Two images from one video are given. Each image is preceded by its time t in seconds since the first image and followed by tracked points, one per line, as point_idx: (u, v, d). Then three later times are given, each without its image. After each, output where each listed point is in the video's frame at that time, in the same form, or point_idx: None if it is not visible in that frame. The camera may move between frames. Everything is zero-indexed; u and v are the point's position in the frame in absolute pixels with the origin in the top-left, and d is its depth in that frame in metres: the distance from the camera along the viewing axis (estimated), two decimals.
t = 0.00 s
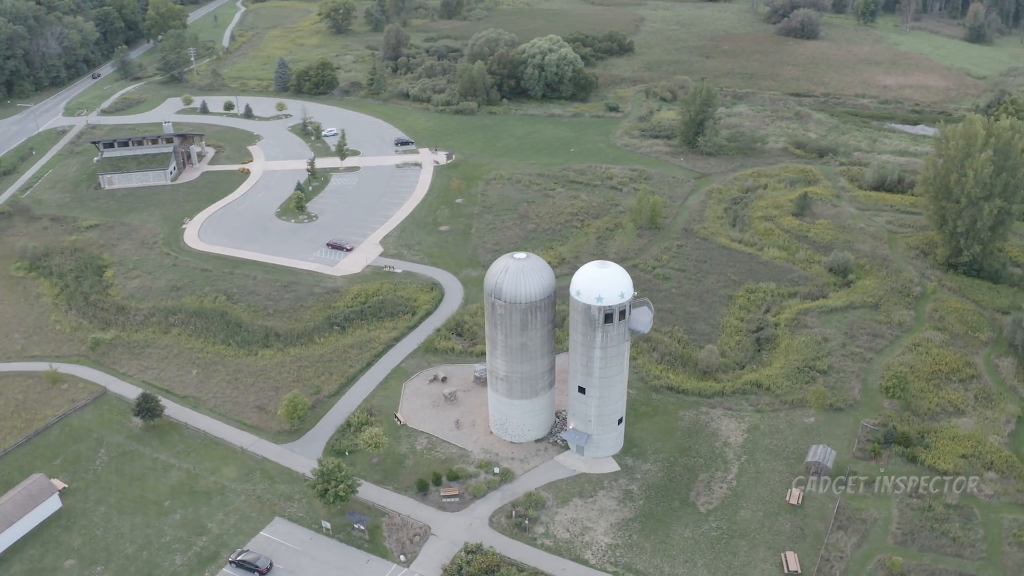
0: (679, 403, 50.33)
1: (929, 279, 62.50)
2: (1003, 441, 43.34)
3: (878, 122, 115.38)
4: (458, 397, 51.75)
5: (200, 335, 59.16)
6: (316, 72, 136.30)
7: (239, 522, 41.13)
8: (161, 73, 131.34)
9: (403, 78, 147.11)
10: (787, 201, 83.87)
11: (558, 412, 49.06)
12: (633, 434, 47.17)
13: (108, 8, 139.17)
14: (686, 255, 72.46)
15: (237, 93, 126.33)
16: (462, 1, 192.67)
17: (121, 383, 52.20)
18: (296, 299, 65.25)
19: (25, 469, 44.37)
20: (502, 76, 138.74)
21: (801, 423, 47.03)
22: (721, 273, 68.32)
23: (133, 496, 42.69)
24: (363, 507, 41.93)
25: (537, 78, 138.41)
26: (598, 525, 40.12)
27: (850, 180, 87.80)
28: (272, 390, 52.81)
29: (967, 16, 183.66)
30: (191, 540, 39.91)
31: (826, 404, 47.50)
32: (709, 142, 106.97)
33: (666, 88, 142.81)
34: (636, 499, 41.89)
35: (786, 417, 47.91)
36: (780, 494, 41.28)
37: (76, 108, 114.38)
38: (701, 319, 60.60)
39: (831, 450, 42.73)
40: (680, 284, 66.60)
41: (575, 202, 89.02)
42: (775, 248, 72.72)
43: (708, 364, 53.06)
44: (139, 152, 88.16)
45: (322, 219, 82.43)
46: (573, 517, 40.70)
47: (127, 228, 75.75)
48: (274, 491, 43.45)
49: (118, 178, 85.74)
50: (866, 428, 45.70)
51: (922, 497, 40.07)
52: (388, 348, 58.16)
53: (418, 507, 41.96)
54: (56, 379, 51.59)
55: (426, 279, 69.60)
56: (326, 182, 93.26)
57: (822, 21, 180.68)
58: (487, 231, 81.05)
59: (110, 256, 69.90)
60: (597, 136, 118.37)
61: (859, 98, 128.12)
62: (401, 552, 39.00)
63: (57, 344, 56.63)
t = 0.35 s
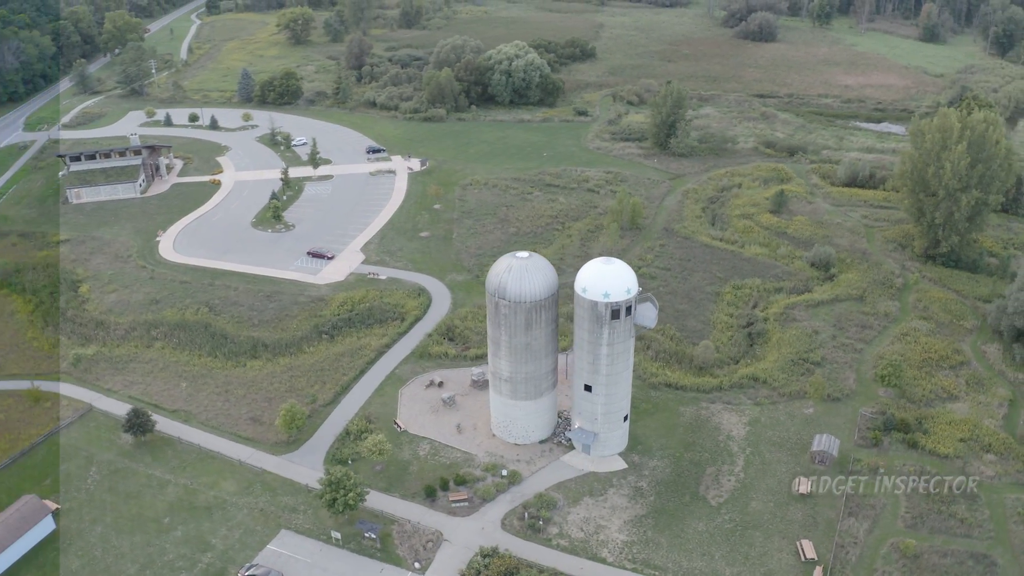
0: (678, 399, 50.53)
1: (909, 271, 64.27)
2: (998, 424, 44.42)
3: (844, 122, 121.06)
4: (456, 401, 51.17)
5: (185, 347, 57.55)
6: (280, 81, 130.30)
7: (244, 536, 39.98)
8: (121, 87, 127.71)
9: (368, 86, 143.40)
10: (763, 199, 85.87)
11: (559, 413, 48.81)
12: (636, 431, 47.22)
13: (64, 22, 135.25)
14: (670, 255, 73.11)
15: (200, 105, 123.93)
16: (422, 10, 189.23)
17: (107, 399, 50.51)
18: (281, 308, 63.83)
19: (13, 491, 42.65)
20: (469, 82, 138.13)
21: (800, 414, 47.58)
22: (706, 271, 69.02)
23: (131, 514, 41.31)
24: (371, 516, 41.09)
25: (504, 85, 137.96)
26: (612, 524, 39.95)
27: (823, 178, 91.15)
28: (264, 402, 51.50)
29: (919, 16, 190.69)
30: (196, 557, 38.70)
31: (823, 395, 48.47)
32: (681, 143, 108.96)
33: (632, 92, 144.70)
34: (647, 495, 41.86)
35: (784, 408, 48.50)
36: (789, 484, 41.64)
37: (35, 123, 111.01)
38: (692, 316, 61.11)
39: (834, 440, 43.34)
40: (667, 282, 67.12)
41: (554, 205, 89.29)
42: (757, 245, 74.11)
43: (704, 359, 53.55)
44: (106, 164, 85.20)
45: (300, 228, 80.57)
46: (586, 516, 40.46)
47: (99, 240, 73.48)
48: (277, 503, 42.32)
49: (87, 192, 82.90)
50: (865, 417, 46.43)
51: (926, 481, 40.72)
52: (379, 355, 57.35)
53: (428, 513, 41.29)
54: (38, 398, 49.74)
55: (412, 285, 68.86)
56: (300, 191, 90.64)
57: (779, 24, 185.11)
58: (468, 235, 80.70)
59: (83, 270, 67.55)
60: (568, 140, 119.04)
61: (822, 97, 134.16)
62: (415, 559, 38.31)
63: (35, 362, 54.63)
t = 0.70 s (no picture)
0: (677, 396, 50.71)
1: (890, 265, 65.87)
2: (992, 409, 45.46)
3: (811, 122, 126.45)
4: (456, 406, 50.60)
5: (172, 359, 55.98)
6: (247, 92, 123.56)
7: (251, 550, 38.95)
8: (84, 99, 124.07)
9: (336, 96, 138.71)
10: (740, 199, 87.61)
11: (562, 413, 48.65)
12: (640, 429, 47.23)
13: (20, 35, 130.79)
14: (655, 255, 73.63)
15: (163, 117, 121.29)
16: (383, 20, 185.52)
17: (95, 415, 48.92)
18: (267, 318, 62.46)
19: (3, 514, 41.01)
20: (439, 89, 137.22)
21: (800, 407, 48.11)
22: (692, 270, 69.62)
23: (130, 532, 40.04)
24: (381, 524, 40.35)
25: (474, 91, 137.27)
26: (625, 521, 39.83)
27: (797, 177, 93.89)
28: (259, 413, 50.24)
29: (875, 18, 196.37)
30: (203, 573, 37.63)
31: (821, 387, 49.37)
32: (656, 145, 110.44)
33: (601, 96, 145.64)
34: (657, 492, 41.86)
35: (783, 402, 49.03)
36: (796, 476, 42.00)
37: None
38: (683, 314, 61.50)
39: (837, 430, 43.88)
40: (655, 282, 67.53)
41: (534, 209, 89.41)
42: (739, 243, 75.42)
43: (700, 356, 53.97)
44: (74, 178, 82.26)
45: (280, 237, 78.57)
46: (599, 515, 40.28)
47: (74, 255, 71.26)
48: (282, 515, 41.31)
49: (56, 207, 80.26)
50: (863, 407, 47.14)
51: (929, 467, 41.38)
52: (373, 361, 56.53)
53: (439, 519, 40.66)
54: (22, 417, 48.01)
55: (399, 291, 68.10)
56: (276, 202, 88.05)
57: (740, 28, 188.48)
58: (451, 240, 80.30)
59: (58, 286, 65.25)
60: (542, 145, 119.52)
61: (789, 98, 139.77)
62: (430, 566, 37.67)
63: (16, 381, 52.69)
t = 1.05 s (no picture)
0: (677, 392, 50.95)
1: (870, 259, 67.67)
2: (985, 394, 46.62)
3: (778, 122, 131.25)
4: (456, 410, 50.11)
5: (159, 372, 54.40)
6: (211, 101, 119.91)
7: (260, 564, 37.97)
8: (44, 112, 120.86)
9: (302, 105, 133.68)
10: (717, 199, 89.55)
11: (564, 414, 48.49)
12: (643, 427, 47.29)
13: None
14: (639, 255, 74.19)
15: (127, 130, 118.08)
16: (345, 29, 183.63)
17: (83, 432, 47.36)
18: (253, 328, 61.09)
19: None
20: (408, 97, 135.76)
21: (799, 399, 48.79)
22: (678, 268, 70.25)
23: (132, 550, 38.77)
24: (392, 530, 39.62)
25: (442, 98, 136.38)
26: (638, 518, 39.79)
27: (770, 175, 97.18)
28: (255, 425, 49.02)
29: (830, 20, 201.65)
30: None
31: (819, 379, 50.14)
32: (628, 147, 112.28)
33: (569, 101, 146.43)
34: (667, 488, 41.94)
35: (780, 394, 49.68)
36: (802, 466, 42.48)
37: None
38: (674, 311, 61.94)
39: (838, 420, 44.54)
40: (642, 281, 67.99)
41: (514, 212, 89.46)
42: (720, 242, 77.35)
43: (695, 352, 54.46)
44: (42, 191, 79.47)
45: (258, 247, 76.47)
46: (612, 513, 40.19)
47: (46, 269, 68.99)
48: (288, 527, 40.31)
49: (25, 221, 77.57)
50: (859, 397, 47.99)
51: (931, 452, 42.16)
52: (366, 368, 55.64)
53: (451, 523, 40.07)
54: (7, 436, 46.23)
55: (386, 297, 67.23)
56: (249, 212, 84.57)
57: (700, 32, 191.55)
58: (434, 244, 79.85)
59: (34, 301, 63.03)
60: (515, 149, 119.77)
61: (754, 100, 143.28)
62: (446, 571, 37.07)
63: None
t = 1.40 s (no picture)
0: (674, 388, 51.29)
1: (851, 254, 69.38)
2: (976, 379, 47.90)
3: (745, 122, 134.27)
4: (456, 412, 49.69)
5: (146, 385, 52.88)
6: (177, 110, 116.97)
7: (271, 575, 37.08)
8: (4, 125, 117.22)
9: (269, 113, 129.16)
10: (694, 198, 91.04)
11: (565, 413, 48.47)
12: (645, 423, 47.48)
13: None
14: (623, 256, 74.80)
15: (91, 142, 114.79)
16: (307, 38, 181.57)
17: (73, 447, 45.88)
18: (240, 337, 59.79)
19: None
20: (376, 103, 133.44)
21: (795, 391, 49.59)
22: (663, 266, 70.89)
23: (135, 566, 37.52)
24: (403, 536, 39.02)
25: (412, 103, 134.02)
26: (650, 513, 39.86)
27: (743, 174, 99.59)
28: (251, 435, 47.87)
29: (786, 22, 206.05)
30: None
31: (813, 371, 51.02)
32: (602, 149, 113.70)
33: (538, 105, 146.87)
34: (676, 482, 42.12)
35: (777, 387, 50.39)
36: (806, 456, 43.06)
37: None
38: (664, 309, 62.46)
39: (837, 409, 45.28)
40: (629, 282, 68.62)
41: (494, 215, 89.42)
42: (702, 239, 78.93)
43: (689, 347, 54.93)
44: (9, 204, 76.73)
45: (237, 254, 74.62)
46: (624, 509, 40.18)
47: (19, 283, 66.62)
48: (296, 536, 39.46)
49: None
50: (854, 387, 48.94)
51: (930, 437, 43.11)
52: (360, 374, 54.81)
53: (463, 527, 39.58)
54: None
55: (373, 302, 66.40)
56: (225, 220, 82.37)
57: (661, 35, 193.94)
58: (417, 248, 79.32)
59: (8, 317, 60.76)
60: (488, 153, 119.79)
61: (720, 101, 145.57)
62: (463, 573, 36.62)
63: None
